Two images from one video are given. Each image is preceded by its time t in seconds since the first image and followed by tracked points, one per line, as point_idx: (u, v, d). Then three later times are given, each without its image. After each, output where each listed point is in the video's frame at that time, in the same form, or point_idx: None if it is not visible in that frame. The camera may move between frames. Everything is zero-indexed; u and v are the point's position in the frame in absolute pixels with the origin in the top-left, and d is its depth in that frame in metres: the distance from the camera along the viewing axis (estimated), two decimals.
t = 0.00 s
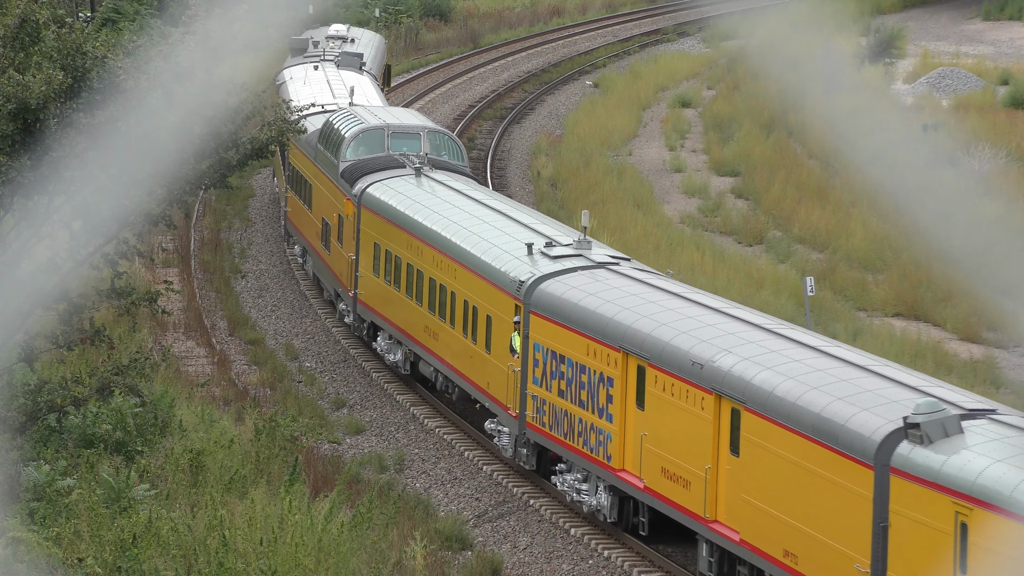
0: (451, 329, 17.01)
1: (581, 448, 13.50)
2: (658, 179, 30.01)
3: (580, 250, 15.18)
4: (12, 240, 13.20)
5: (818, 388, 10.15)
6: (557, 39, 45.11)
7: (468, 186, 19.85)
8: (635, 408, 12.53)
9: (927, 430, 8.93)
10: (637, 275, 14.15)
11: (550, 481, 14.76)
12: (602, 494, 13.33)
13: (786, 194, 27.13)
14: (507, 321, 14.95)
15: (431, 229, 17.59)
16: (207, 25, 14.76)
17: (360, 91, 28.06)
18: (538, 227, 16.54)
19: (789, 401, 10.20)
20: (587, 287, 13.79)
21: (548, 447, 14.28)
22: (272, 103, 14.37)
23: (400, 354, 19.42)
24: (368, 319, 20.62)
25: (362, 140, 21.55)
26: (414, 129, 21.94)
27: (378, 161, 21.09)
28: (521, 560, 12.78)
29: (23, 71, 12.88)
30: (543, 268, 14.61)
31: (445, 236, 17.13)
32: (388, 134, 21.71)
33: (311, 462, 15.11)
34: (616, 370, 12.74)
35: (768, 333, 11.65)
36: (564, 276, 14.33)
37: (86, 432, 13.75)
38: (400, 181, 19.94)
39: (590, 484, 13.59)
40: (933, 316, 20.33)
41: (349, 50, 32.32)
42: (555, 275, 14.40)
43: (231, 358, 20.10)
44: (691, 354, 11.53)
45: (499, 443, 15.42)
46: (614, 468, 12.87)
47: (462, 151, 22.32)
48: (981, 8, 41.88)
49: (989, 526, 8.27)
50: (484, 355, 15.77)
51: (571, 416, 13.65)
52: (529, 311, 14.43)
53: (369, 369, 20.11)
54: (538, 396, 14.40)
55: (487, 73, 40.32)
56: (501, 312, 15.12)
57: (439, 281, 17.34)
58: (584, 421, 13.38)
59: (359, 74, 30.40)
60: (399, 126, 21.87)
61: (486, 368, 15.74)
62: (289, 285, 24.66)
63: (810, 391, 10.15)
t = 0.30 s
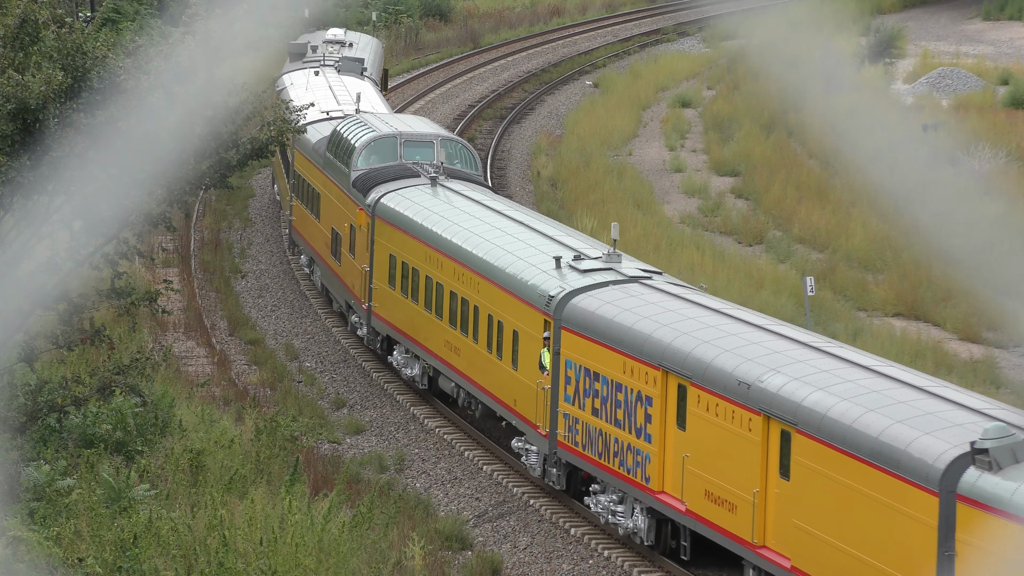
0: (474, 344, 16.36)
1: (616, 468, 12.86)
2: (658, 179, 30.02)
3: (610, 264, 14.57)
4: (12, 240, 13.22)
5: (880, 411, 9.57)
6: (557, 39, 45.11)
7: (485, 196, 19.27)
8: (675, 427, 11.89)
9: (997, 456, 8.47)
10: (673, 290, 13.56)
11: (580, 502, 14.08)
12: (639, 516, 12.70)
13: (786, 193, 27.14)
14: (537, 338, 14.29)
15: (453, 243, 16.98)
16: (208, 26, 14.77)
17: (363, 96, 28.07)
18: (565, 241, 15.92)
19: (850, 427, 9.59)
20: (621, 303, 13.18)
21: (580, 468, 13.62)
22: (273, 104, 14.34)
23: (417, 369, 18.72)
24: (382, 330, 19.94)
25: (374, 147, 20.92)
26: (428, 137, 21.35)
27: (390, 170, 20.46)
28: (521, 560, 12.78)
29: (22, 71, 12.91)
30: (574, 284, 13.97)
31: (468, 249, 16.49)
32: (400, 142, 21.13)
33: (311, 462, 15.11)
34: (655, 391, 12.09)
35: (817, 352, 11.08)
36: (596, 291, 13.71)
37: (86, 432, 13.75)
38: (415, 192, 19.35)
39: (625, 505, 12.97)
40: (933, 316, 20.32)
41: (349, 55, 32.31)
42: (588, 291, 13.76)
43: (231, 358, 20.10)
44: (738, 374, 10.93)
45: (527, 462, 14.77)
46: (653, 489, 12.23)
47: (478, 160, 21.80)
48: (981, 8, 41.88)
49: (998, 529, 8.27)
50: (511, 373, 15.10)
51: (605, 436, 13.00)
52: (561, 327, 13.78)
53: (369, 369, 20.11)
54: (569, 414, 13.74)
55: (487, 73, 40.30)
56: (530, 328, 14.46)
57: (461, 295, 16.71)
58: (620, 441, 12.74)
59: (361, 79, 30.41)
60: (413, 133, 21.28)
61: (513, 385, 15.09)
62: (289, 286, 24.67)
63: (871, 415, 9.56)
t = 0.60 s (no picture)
0: (499, 360, 15.61)
1: (656, 490, 12.10)
2: (658, 179, 30.02)
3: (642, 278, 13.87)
4: (12, 240, 13.23)
5: (947, 437, 8.86)
6: (557, 39, 45.10)
7: (505, 205, 18.62)
8: (718, 449, 11.16)
9: None
10: (711, 305, 12.86)
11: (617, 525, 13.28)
12: (679, 539, 11.94)
13: (786, 194, 27.14)
14: (568, 354, 13.56)
15: (475, 255, 16.30)
16: (208, 26, 14.77)
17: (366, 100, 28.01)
18: (594, 253, 15.22)
19: (915, 454, 8.86)
20: (658, 318, 12.46)
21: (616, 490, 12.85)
22: (274, 104, 14.33)
23: (437, 383, 18.00)
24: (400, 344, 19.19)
25: (387, 156, 20.42)
26: (443, 146, 20.84)
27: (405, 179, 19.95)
28: (520, 560, 12.78)
29: (23, 71, 12.91)
30: (607, 298, 13.26)
31: (494, 262, 15.75)
32: (415, 152, 20.62)
33: (311, 462, 15.11)
34: (697, 411, 11.37)
35: (872, 370, 10.36)
36: (631, 307, 12.99)
37: (86, 432, 13.74)
38: (433, 202, 18.69)
39: (665, 529, 12.18)
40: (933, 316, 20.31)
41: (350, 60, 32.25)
42: (623, 306, 13.04)
43: (231, 357, 20.09)
44: (788, 395, 10.22)
45: (557, 481, 14.05)
46: (696, 513, 11.46)
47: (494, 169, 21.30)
48: (981, 8, 41.88)
49: (987, 526, 8.25)
50: (540, 391, 14.35)
51: (643, 457, 12.26)
52: (595, 344, 13.04)
53: (369, 369, 20.11)
54: (604, 434, 12.98)
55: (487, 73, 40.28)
56: (561, 344, 13.72)
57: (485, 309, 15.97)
58: (659, 461, 12.00)
59: (363, 85, 30.38)
60: (428, 142, 20.75)
61: (542, 403, 14.34)
62: (289, 285, 24.67)
63: (936, 439, 8.86)
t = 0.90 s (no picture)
0: (527, 377, 15.00)
1: (698, 514, 11.48)
2: (658, 179, 30.03)
3: (678, 292, 13.29)
4: (12, 240, 13.24)
5: (984, 450, 8.63)
6: (557, 39, 45.10)
7: (526, 216, 18.05)
8: (766, 473, 10.58)
9: None
10: (752, 322, 12.33)
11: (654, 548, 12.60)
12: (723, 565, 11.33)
13: (786, 194, 27.14)
14: (603, 371, 12.96)
15: (499, 265, 15.74)
16: (208, 26, 14.76)
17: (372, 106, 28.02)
18: (625, 266, 14.62)
19: (950, 469, 8.62)
20: (699, 336, 11.90)
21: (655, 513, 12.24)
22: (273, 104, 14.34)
23: (458, 399, 17.34)
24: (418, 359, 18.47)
25: (402, 164, 19.91)
26: (458, 155, 20.38)
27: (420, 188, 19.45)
28: (520, 560, 12.78)
29: (23, 71, 12.90)
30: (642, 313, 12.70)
31: (519, 274, 15.19)
32: (430, 160, 20.11)
33: (311, 462, 15.12)
34: (745, 433, 10.79)
35: (931, 391, 9.84)
36: (667, 322, 12.45)
37: (86, 432, 13.72)
38: (451, 212, 18.12)
39: (708, 554, 11.56)
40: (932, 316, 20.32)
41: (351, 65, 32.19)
42: (660, 322, 12.48)
43: (231, 357, 20.09)
44: (843, 418, 9.67)
45: (590, 503, 13.38)
46: (743, 538, 10.84)
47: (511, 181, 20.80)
48: (981, 8, 41.87)
49: (986, 524, 8.32)
50: (573, 409, 13.71)
51: (684, 479, 11.68)
52: (631, 361, 12.48)
53: (369, 369, 20.13)
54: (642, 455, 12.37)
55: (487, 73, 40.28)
56: (595, 361, 13.13)
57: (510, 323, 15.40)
58: (702, 484, 11.41)
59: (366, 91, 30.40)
60: (443, 151, 20.26)
61: (574, 422, 13.71)
62: (289, 286, 24.67)
63: (1004, 466, 8.40)
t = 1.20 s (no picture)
0: (560, 396, 14.38)
1: (746, 539, 10.89)
2: (658, 179, 30.02)
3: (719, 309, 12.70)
4: (12, 240, 13.25)
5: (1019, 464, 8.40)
6: (558, 39, 45.07)
7: (550, 228, 17.51)
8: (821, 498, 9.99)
9: None
10: (798, 339, 11.76)
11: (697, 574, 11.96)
12: None
13: (786, 193, 27.13)
14: (642, 389, 12.37)
15: (528, 279, 15.17)
16: (207, 26, 14.75)
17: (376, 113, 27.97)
18: (660, 282, 14.04)
19: (985, 485, 8.39)
20: (724, 346, 11.64)
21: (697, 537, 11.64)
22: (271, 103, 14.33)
23: (481, 415, 16.67)
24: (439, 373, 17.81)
25: (417, 174, 19.55)
26: (476, 164, 19.97)
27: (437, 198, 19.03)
28: (520, 560, 12.79)
29: (23, 70, 12.88)
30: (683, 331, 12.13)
31: (550, 289, 14.61)
32: (447, 169, 19.72)
33: (311, 462, 15.11)
34: (798, 457, 10.22)
35: (956, 401, 9.62)
36: (710, 341, 11.87)
37: (86, 432, 13.66)
38: (473, 223, 17.58)
39: None
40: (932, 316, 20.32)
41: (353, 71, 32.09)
42: (704, 340, 11.91)
43: (231, 358, 20.08)
44: (875, 430, 9.41)
45: (627, 526, 12.76)
46: (795, 566, 10.25)
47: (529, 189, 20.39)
48: (981, 8, 41.84)
49: (990, 524, 8.36)
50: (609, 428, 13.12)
51: (730, 502, 11.09)
52: (675, 382, 11.86)
53: (369, 369, 20.15)
54: (683, 478, 11.74)
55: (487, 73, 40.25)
56: (631, 377, 12.59)
57: (540, 339, 14.82)
58: (750, 508, 10.82)
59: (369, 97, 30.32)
60: (460, 160, 19.86)
61: (611, 441, 13.11)
62: (289, 286, 24.68)
63: None
